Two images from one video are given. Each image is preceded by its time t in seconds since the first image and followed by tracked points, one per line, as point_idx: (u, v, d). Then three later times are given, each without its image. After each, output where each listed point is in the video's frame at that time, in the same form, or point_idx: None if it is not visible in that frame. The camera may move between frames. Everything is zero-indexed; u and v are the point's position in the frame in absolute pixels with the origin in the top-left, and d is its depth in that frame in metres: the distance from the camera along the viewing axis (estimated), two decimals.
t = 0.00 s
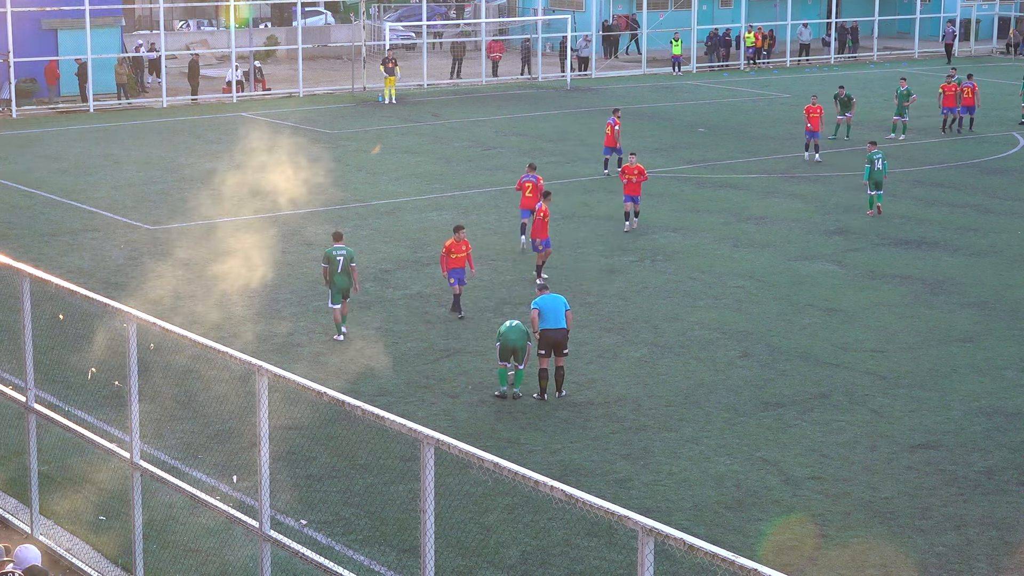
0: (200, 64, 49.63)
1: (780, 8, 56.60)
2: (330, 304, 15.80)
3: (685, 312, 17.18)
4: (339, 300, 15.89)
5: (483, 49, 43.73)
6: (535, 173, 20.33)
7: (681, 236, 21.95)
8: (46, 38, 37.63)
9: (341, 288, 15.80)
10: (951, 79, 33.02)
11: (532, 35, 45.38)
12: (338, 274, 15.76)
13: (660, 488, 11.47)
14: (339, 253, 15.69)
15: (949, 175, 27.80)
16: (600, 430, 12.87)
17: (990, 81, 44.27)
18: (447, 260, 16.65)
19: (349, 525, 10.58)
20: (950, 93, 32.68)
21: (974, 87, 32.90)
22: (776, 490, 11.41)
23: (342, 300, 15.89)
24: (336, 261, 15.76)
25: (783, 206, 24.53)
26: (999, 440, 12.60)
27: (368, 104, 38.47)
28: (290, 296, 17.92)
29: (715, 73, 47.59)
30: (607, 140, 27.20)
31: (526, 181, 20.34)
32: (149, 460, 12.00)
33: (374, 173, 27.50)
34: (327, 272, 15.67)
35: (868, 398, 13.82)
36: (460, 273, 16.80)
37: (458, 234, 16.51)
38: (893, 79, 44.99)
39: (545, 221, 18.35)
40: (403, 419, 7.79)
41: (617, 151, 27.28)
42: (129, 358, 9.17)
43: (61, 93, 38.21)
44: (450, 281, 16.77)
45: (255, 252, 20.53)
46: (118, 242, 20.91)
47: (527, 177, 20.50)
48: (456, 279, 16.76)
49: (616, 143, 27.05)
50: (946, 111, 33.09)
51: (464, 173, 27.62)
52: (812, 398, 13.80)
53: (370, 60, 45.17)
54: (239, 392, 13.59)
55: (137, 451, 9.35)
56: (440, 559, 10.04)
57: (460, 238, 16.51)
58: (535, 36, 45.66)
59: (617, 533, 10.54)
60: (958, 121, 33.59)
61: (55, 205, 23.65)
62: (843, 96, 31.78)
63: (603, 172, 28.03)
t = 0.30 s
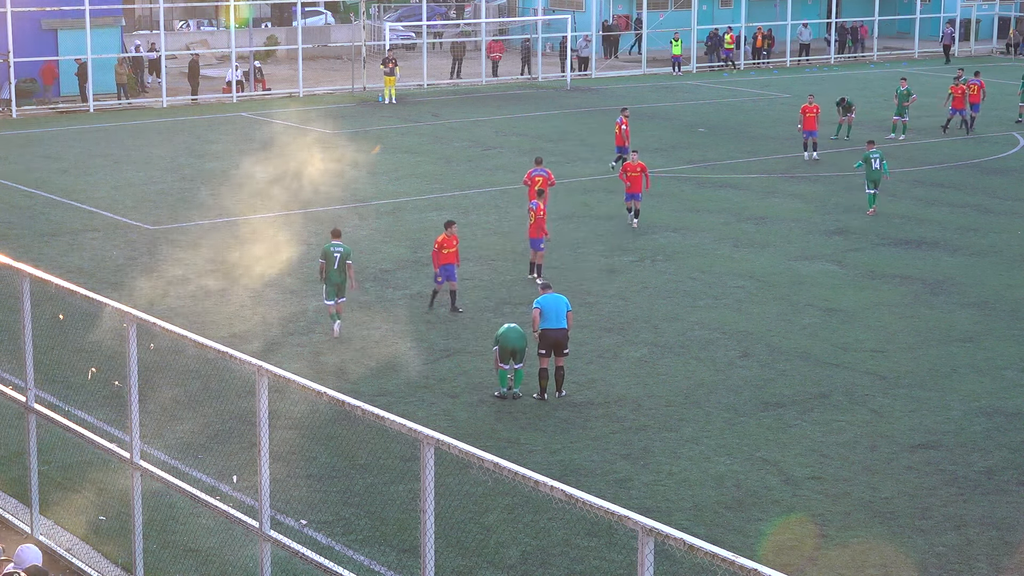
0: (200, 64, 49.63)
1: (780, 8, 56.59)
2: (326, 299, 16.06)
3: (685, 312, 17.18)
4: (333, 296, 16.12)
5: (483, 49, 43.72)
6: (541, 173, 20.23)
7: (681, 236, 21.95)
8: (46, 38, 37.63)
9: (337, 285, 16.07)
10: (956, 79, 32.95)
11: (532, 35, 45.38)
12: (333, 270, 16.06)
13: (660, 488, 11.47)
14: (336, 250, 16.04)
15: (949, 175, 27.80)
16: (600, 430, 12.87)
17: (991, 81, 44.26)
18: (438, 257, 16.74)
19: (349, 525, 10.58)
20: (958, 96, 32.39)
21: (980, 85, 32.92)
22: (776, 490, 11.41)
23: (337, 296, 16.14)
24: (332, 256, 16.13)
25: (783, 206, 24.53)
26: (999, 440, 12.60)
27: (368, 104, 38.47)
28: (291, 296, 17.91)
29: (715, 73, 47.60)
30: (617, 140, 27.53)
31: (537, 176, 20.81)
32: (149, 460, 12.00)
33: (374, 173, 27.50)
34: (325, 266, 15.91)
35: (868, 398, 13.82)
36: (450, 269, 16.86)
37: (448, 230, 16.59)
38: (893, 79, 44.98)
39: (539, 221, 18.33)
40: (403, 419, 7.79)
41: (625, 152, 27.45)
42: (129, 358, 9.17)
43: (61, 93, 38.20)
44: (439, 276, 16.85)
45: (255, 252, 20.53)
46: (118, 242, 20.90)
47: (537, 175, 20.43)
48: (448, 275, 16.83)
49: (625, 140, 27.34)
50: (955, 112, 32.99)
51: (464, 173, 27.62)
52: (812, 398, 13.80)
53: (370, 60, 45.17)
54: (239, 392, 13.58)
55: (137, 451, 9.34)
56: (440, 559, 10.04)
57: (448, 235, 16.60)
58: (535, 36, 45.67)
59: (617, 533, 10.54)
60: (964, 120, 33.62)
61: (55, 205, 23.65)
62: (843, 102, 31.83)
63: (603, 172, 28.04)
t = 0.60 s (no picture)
0: (200, 64, 49.62)
1: (780, 8, 56.59)
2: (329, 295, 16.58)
3: (685, 312, 17.18)
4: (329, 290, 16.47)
5: (483, 49, 43.71)
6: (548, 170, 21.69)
7: (681, 236, 21.95)
8: (46, 38, 37.62)
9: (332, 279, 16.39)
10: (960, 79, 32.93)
11: (532, 35, 45.38)
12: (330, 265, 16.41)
13: (660, 487, 11.47)
14: (333, 245, 16.29)
15: (949, 175, 27.79)
16: (600, 430, 12.88)
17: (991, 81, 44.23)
18: (427, 253, 16.87)
19: (349, 525, 10.58)
20: (964, 94, 32.55)
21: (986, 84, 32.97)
22: (776, 490, 11.40)
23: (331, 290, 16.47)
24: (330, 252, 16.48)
25: (783, 206, 24.53)
26: (999, 440, 12.60)
27: (368, 104, 38.47)
28: (290, 296, 17.90)
29: (715, 73, 47.59)
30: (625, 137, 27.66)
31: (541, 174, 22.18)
32: (149, 460, 12.00)
33: (374, 173, 27.50)
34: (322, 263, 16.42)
35: (868, 398, 13.82)
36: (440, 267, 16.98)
37: (437, 229, 16.66)
38: (893, 79, 44.99)
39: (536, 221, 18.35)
40: (403, 419, 7.78)
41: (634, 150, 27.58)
42: (129, 358, 9.17)
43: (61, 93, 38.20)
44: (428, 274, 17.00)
45: (255, 252, 20.53)
46: (119, 242, 20.90)
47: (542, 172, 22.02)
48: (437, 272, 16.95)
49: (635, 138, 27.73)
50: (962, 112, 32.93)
51: (463, 173, 27.62)
52: (812, 398, 13.80)
53: (370, 60, 45.15)
54: (239, 392, 13.58)
55: (137, 451, 9.34)
56: (440, 559, 10.04)
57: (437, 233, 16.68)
58: (535, 36, 45.66)
59: (617, 533, 10.54)
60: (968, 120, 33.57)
61: (55, 205, 23.64)
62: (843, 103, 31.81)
63: (603, 172, 28.03)
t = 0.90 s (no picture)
0: (200, 64, 49.63)
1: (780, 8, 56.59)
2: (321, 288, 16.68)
3: (686, 312, 17.18)
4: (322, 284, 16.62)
5: (483, 49, 43.74)
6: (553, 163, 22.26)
7: (681, 236, 21.95)
8: (46, 37, 37.63)
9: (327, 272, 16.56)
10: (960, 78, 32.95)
11: (532, 36, 45.38)
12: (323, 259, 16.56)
13: (660, 487, 11.47)
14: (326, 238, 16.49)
15: (949, 175, 27.80)
16: (600, 430, 12.88)
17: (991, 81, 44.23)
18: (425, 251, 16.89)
19: (349, 525, 10.58)
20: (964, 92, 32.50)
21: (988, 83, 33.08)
22: (776, 490, 11.41)
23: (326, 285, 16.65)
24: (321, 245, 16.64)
25: (783, 206, 24.53)
26: (999, 440, 12.60)
27: (368, 104, 38.47)
28: (290, 296, 17.91)
29: (715, 73, 47.62)
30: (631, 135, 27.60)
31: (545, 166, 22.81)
32: (149, 460, 12.01)
33: (374, 173, 27.50)
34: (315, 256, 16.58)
35: (869, 398, 13.82)
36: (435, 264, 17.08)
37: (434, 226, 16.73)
38: (893, 79, 44.99)
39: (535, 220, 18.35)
40: (403, 419, 7.78)
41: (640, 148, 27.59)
42: (129, 358, 9.17)
43: (61, 93, 38.20)
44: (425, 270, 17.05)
45: (256, 252, 20.54)
46: (119, 242, 20.90)
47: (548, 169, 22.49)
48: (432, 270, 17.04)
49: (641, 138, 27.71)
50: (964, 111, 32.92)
51: (463, 173, 27.62)
52: (813, 398, 13.80)
53: (370, 60, 45.15)
54: (238, 392, 13.58)
55: (137, 451, 9.34)
56: (440, 559, 10.05)
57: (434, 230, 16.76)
58: (535, 36, 45.66)
59: (617, 533, 10.54)
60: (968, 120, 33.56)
61: (55, 205, 23.65)
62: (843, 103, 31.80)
63: (603, 172, 28.04)
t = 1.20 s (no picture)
0: (200, 64, 49.62)
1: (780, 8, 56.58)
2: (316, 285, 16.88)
3: (685, 312, 17.18)
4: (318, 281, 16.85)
5: (484, 49, 43.77)
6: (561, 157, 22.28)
7: (681, 236, 21.94)
8: (46, 37, 37.63)
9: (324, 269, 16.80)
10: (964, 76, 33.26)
11: (532, 35, 45.34)
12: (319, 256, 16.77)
13: (660, 487, 11.47)
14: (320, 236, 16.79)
15: (949, 175, 27.80)
16: (600, 430, 12.88)
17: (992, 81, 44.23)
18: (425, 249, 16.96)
19: (349, 525, 10.58)
20: (960, 92, 32.44)
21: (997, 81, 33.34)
22: (776, 490, 11.40)
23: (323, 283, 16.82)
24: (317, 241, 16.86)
25: (783, 206, 24.53)
26: (999, 440, 12.60)
27: (368, 104, 38.47)
28: (290, 296, 17.91)
29: (715, 73, 47.62)
30: (636, 135, 27.58)
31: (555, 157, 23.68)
32: (149, 460, 12.01)
33: (374, 173, 27.50)
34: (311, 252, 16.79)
35: (868, 398, 13.82)
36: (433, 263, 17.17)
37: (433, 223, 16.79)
38: (894, 79, 45.00)
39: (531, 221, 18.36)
40: (403, 419, 7.78)
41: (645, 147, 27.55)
42: (129, 358, 9.16)
43: (61, 93, 38.20)
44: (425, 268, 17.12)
45: (256, 252, 20.53)
46: (119, 242, 20.90)
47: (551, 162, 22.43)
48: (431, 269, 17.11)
49: (647, 137, 27.63)
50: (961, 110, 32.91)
51: (463, 173, 27.62)
52: (813, 398, 13.80)
53: (370, 59, 45.12)
54: (239, 392, 13.57)
55: (137, 451, 9.34)
56: (440, 559, 10.05)
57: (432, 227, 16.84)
58: (535, 36, 45.64)
59: (617, 533, 10.54)
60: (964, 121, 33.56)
61: (55, 205, 23.64)
62: (843, 103, 31.79)
63: (603, 172, 28.04)
